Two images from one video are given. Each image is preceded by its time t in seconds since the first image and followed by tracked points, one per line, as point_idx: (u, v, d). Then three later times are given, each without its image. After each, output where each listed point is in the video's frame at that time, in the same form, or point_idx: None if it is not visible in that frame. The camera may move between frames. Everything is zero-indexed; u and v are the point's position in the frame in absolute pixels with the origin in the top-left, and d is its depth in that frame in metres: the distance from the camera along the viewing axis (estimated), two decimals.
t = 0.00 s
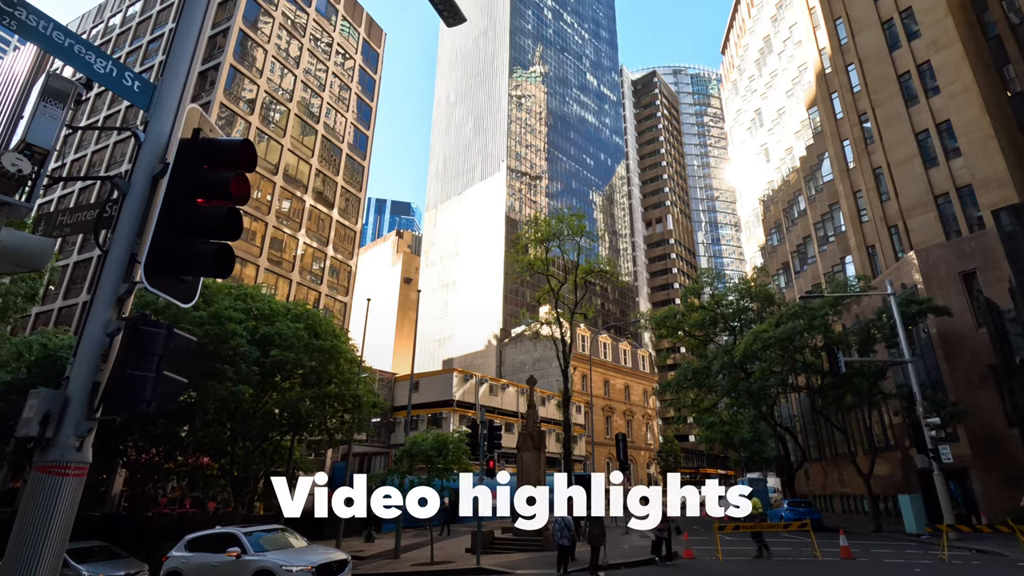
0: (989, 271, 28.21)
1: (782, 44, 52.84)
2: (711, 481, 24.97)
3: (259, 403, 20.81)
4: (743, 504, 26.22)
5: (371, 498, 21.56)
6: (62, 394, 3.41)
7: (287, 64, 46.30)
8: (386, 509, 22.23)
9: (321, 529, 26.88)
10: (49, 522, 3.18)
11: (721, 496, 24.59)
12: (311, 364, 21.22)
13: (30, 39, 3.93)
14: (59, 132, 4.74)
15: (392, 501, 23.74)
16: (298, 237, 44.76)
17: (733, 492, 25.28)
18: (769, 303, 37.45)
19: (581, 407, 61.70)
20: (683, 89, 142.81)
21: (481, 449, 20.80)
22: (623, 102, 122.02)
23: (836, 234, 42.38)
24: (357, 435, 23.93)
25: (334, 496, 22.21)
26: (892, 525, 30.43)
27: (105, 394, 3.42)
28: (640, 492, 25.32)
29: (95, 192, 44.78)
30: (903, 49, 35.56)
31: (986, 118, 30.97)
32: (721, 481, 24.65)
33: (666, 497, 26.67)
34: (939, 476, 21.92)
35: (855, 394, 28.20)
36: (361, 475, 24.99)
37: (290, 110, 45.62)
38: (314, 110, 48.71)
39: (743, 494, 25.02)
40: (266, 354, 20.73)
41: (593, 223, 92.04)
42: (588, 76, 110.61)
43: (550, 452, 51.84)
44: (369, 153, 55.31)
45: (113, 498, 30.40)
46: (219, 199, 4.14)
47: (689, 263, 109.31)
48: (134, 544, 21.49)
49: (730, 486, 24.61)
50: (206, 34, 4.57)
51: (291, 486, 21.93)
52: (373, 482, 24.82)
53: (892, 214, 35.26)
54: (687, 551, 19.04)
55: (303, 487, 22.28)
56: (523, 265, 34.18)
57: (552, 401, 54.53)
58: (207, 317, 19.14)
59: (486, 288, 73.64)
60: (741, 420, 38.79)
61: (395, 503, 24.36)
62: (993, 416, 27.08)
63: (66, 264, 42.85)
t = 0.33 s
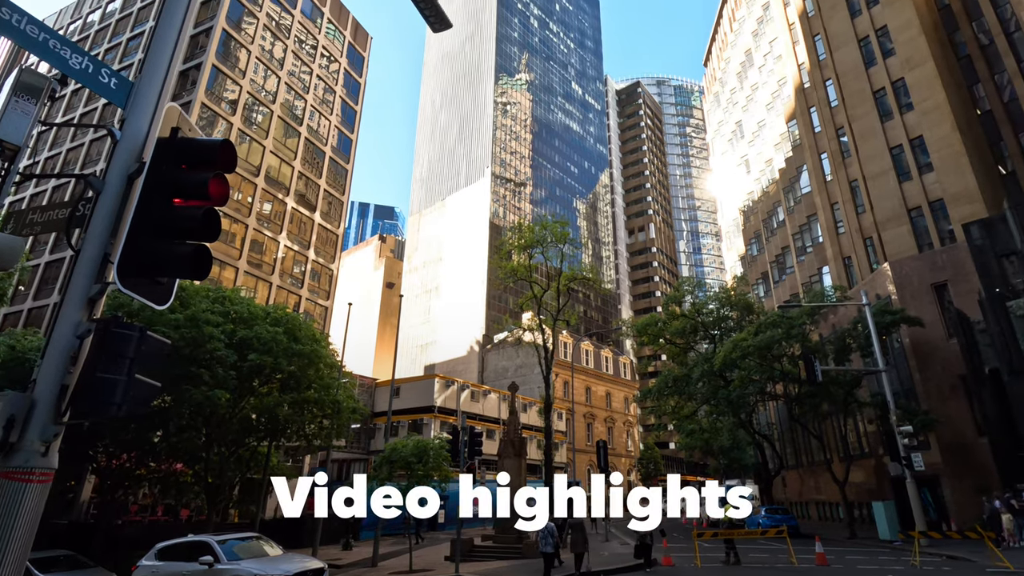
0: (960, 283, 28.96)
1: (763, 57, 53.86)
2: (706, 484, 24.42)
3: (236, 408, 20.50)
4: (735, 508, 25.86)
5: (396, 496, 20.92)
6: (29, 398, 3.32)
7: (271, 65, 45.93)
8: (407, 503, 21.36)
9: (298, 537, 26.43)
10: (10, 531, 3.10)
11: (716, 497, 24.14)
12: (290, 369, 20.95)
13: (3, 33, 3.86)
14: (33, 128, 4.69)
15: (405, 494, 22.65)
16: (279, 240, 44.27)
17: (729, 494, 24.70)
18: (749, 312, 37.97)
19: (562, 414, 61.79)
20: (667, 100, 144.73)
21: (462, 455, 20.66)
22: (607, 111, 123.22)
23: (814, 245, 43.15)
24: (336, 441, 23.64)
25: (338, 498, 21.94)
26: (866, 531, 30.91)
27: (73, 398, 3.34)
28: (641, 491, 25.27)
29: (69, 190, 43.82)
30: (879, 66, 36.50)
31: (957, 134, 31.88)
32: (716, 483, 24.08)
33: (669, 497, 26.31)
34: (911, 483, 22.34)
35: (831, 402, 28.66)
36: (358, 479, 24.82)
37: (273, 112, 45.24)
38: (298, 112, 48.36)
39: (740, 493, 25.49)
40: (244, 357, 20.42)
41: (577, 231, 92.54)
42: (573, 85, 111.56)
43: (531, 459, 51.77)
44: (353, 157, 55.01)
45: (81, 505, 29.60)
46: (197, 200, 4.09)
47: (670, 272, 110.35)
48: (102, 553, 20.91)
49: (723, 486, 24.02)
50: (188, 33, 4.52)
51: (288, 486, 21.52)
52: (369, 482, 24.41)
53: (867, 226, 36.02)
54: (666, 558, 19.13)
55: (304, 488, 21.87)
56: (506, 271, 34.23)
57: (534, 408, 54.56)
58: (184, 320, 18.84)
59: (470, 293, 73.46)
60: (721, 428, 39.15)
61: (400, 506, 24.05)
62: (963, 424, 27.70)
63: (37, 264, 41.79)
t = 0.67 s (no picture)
0: (925, 295, 29.88)
1: (740, 71, 55.00)
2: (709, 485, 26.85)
3: (206, 411, 20.11)
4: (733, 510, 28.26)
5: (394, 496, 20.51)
6: None
7: (250, 64, 45.33)
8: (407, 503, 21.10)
9: (267, 544, 25.90)
10: None
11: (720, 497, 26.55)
12: (263, 372, 20.61)
13: None
14: None
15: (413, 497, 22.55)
16: (253, 240, 43.58)
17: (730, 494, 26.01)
18: (723, 320, 38.55)
19: (538, 420, 61.81)
20: (646, 110, 146.69)
21: (436, 461, 20.42)
22: (588, 119, 124.35)
23: (786, 256, 44.06)
24: (309, 446, 23.27)
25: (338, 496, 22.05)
26: (833, 536, 31.52)
27: (30, 399, 3.26)
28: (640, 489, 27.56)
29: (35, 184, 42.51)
30: (850, 83, 37.56)
31: (923, 151, 32.93)
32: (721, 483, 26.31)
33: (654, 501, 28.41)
34: (877, 490, 22.85)
35: (802, 410, 29.21)
36: (359, 479, 24.93)
37: (250, 111, 44.64)
38: (276, 111, 47.80)
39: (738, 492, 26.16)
40: (214, 359, 20.05)
41: (556, 237, 93.00)
42: (554, 93, 112.64)
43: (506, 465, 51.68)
44: (332, 158, 54.53)
45: (39, 511, 28.59)
46: (166, 197, 4.05)
47: (647, 279, 111.48)
48: (60, 560, 20.21)
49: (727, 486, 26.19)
50: (159, 28, 4.47)
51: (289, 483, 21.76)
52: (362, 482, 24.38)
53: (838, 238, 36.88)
54: (639, 564, 19.19)
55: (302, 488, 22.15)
56: (484, 275, 34.20)
57: (510, 414, 54.47)
58: (153, 320, 18.38)
59: (447, 298, 73.16)
60: (695, 434, 39.59)
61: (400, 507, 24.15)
62: (925, 432, 28.52)
63: None
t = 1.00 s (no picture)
0: (881, 309, 30.99)
1: (710, 87, 56.34)
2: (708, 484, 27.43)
3: (162, 415, 19.50)
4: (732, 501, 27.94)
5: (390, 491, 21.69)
6: None
7: (220, 59, 44.44)
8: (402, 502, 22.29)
9: (225, 553, 25.16)
10: None
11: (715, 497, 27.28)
12: (224, 375, 20.15)
13: None
14: None
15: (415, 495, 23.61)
16: (219, 239, 42.58)
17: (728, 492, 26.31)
18: (690, 329, 39.23)
19: (507, 426, 61.71)
20: (620, 122, 148.92)
21: (402, 467, 20.15)
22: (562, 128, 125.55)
23: (752, 268, 45.10)
24: (271, 451, 22.75)
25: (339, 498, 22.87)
26: (792, 543, 32.23)
27: None
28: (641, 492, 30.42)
29: None
30: (814, 103, 38.87)
31: (881, 171, 34.23)
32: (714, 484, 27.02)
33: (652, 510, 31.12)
34: (833, 497, 23.44)
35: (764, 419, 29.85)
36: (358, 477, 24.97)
37: (219, 107, 43.74)
38: (247, 108, 46.95)
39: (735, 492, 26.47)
40: (174, 361, 19.47)
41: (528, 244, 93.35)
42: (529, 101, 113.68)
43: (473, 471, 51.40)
44: (303, 158, 53.77)
45: None
46: (122, 193, 3.94)
47: (618, 288, 112.70)
48: None
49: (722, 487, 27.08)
50: (120, 20, 4.37)
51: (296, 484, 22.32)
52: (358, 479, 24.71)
53: (801, 252, 37.91)
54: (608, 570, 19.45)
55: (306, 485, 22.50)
56: (455, 281, 34.09)
57: (479, 420, 54.18)
58: (108, 319, 17.70)
59: (418, 303, 72.60)
60: (661, 442, 40.07)
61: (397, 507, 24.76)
62: (879, 442, 29.47)
63: None
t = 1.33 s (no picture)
0: (831, 324, 32.18)
1: (676, 103, 57.73)
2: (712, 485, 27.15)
3: (105, 418, 18.66)
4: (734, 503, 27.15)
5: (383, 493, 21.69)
6: None
7: (182, 50, 43.19)
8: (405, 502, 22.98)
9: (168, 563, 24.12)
10: None
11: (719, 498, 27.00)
12: (174, 377, 19.46)
13: None
14: None
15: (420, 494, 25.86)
16: (174, 235, 41.20)
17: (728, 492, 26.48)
18: (651, 340, 39.90)
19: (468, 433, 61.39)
20: (588, 133, 151.09)
21: (359, 473, 19.76)
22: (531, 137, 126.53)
23: (711, 281, 46.21)
24: (221, 457, 22.00)
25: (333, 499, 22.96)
26: (743, 551, 32.98)
27: None
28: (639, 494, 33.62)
29: None
30: (773, 124, 40.26)
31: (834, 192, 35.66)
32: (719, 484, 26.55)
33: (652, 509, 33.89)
34: (784, 506, 24.04)
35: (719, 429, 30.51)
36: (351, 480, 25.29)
37: (179, 99, 42.45)
38: (208, 103, 45.72)
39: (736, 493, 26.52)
40: (119, 361, 18.66)
41: (495, 251, 93.52)
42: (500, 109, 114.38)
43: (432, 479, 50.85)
44: (266, 156, 52.62)
45: None
46: (63, 184, 3.77)
47: (582, 297, 113.89)
48: None
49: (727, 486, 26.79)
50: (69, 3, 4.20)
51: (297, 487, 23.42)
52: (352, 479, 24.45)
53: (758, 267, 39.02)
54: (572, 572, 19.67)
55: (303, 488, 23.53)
56: (420, 285, 33.81)
57: (440, 427, 53.64)
58: (49, 316, 16.80)
59: (381, 307, 71.70)
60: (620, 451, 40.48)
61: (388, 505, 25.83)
62: (827, 453, 30.46)
63: None
